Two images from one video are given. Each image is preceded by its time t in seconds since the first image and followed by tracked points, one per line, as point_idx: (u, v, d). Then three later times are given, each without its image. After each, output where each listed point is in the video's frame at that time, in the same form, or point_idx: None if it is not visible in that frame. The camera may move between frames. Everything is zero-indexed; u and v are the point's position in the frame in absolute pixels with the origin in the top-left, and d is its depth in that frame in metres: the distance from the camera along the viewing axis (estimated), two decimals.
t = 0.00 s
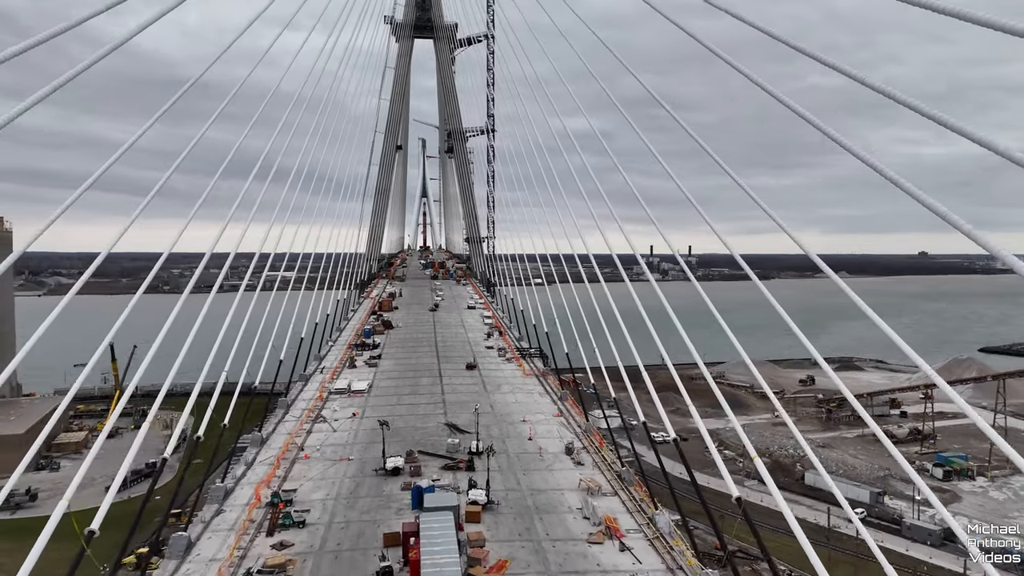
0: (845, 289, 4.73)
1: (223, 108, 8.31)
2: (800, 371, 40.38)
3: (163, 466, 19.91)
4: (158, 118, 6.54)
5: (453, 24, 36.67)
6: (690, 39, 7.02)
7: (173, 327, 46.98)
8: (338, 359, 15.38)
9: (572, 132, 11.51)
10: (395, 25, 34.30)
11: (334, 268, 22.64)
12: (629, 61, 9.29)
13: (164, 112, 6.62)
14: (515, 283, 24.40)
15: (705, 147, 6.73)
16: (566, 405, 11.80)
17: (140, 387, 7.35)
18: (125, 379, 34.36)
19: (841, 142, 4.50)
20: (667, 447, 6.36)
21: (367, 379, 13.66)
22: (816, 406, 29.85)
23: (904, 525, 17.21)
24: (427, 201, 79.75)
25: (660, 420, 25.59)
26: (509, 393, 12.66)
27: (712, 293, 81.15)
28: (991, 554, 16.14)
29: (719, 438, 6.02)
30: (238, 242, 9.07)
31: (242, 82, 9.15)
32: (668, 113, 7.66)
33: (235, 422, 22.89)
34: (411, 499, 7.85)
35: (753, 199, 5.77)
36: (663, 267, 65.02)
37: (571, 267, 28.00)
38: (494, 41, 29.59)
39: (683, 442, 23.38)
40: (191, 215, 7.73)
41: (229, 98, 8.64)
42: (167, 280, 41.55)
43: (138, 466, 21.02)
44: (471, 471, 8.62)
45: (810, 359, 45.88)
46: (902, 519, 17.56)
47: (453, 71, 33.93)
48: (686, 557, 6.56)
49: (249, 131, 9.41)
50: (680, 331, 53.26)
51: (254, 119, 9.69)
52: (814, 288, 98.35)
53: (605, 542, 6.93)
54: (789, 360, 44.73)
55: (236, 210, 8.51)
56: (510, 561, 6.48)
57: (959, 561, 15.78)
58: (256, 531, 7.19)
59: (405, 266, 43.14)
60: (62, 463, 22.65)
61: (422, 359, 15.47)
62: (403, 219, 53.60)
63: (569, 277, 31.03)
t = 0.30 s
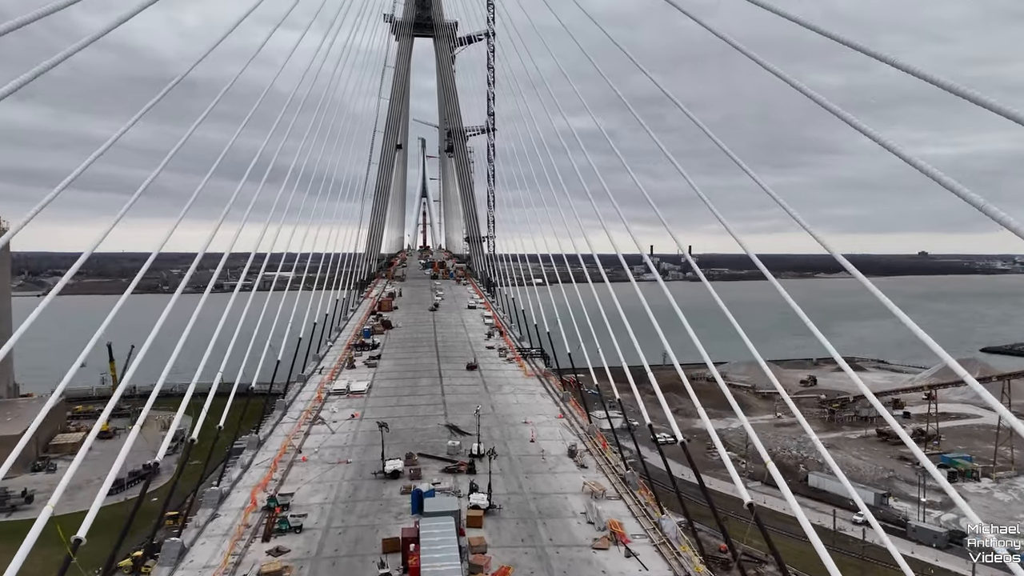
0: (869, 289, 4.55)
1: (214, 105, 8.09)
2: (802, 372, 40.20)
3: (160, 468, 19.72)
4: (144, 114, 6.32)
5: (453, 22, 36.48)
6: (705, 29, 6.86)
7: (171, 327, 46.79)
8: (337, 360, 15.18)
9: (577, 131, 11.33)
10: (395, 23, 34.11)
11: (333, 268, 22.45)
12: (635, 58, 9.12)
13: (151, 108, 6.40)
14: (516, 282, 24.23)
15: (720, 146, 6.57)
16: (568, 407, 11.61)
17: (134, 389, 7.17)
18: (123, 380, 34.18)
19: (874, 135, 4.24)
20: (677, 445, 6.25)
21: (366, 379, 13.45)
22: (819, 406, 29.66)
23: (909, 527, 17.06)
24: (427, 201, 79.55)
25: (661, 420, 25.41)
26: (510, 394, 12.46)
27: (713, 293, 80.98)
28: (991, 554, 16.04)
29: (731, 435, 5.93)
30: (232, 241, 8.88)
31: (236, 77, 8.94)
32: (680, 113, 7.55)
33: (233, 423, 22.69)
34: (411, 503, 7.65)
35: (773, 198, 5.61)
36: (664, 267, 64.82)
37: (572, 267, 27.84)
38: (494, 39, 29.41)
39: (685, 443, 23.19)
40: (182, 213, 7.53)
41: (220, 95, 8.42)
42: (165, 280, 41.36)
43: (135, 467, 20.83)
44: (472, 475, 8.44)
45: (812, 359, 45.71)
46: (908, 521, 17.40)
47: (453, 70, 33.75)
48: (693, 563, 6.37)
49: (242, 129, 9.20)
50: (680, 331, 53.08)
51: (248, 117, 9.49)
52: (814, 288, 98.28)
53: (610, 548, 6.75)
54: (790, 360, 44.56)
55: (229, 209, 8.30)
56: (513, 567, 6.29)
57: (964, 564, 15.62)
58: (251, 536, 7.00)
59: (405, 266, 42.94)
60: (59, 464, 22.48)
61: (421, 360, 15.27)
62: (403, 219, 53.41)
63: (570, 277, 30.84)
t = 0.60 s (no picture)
0: (907, 289, 4.50)
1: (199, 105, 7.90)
2: (803, 372, 39.99)
3: (157, 469, 19.52)
4: (122, 108, 6.10)
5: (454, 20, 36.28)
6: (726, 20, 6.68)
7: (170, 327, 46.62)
8: (336, 360, 14.98)
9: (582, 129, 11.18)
10: (395, 21, 33.94)
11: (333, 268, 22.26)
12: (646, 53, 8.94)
13: (130, 103, 6.18)
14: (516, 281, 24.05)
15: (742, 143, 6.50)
16: (571, 408, 11.41)
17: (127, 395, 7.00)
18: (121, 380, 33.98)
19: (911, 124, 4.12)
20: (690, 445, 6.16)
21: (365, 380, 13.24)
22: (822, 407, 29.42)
23: (916, 529, 16.89)
24: (427, 201, 79.35)
25: (663, 421, 25.21)
26: (512, 395, 12.25)
27: (712, 293, 80.82)
28: (991, 553, 16.16)
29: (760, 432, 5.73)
30: (225, 242, 8.69)
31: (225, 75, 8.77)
32: (700, 107, 7.41)
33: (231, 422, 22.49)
34: (411, 506, 7.45)
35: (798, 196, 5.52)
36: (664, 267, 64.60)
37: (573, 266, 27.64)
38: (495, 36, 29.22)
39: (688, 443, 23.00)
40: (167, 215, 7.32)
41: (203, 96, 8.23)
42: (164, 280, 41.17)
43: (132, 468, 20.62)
44: (474, 477, 8.24)
45: (814, 359, 45.52)
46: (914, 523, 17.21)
47: (453, 68, 33.56)
48: (702, 570, 6.16)
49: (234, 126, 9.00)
50: (681, 330, 52.89)
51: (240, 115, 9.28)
52: (815, 288, 98.19)
53: (616, 553, 6.53)
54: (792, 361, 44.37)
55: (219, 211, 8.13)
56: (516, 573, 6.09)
57: (972, 566, 15.40)
58: (246, 541, 6.79)
59: (405, 266, 42.76)
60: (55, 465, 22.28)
61: (421, 360, 15.07)
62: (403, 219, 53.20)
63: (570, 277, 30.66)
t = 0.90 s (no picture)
0: (950, 294, 4.01)
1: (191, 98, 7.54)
2: (805, 372, 39.78)
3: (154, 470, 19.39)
4: (103, 100, 5.75)
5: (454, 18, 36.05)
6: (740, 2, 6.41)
7: (169, 327, 46.45)
8: (334, 359, 14.77)
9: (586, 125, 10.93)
10: (395, 19, 33.72)
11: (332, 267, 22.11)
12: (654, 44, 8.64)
13: (112, 95, 5.82)
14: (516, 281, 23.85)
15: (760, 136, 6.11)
16: (573, 409, 11.19)
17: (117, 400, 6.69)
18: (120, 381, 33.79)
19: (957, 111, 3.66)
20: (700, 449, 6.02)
21: (364, 380, 13.02)
22: (824, 408, 29.18)
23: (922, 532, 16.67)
24: (427, 201, 79.19)
25: (665, 421, 25.02)
26: (513, 395, 12.03)
27: (712, 293, 80.68)
28: (991, 553, 16.01)
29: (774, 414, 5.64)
30: (217, 241, 8.35)
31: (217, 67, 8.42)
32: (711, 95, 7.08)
33: (230, 424, 22.27)
34: (409, 510, 7.24)
35: (824, 191, 5.04)
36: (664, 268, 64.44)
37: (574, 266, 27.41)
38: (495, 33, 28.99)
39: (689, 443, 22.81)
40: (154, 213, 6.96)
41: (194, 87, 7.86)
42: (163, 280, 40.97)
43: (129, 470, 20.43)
44: (475, 480, 8.02)
45: (815, 359, 45.34)
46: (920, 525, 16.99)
47: (454, 66, 33.32)
48: None
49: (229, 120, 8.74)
50: (682, 330, 52.72)
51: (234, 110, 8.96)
52: (814, 288, 98.12)
53: (621, 560, 6.33)
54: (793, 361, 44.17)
55: (209, 210, 7.77)
56: None
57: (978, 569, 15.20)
58: (239, 547, 6.58)
59: (405, 266, 42.56)
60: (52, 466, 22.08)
61: (421, 359, 14.86)
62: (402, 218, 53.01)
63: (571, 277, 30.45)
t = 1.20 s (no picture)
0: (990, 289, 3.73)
1: (173, 91, 7.12)
2: (807, 372, 39.58)
3: (152, 470, 19.23)
4: (76, 88, 5.38)
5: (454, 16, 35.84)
6: None
7: (168, 326, 46.28)
8: (331, 359, 14.56)
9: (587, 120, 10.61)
10: (395, 17, 33.51)
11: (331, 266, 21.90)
12: (660, 33, 8.27)
13: (79, 86, 5.39)
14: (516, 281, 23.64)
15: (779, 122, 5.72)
16: (575, 410, 10.96)
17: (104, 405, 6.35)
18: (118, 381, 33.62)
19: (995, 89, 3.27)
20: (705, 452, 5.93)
21: (362, 380, 12.80)
22: (827, 408, 28.97)
23: (927, 534, 16.44)
24: (427, 201, 79.00)
25: (666, 421, 24.83)
26: (513, 396, 11.81)
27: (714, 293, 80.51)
28: (991, 553, 15.84)
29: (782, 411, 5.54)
30: (205, 241, 7.95)
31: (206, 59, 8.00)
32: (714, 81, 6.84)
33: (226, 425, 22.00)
34: (406, 515, 7.02)
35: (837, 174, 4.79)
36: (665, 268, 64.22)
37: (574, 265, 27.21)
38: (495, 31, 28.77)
39: (691, 444, 22.61)
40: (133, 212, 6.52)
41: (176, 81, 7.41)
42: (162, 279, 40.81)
43: (126, 470, 20.25)
44: (475, 483, 7.80)
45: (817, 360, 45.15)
46: (925, 527, 16.77)
47: (453, 64, 33.11)
48: None
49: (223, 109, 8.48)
50: (683, 331, 52.51)
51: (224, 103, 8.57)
52: (814, 288, 97.91)
53: (626, 567, 6.10)
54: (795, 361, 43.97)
55: (198, 208, 7.31)
56: None
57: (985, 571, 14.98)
58: (230, 553, 6.35)
59: (404, 265, 42.32)
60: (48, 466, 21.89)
61: (419, 359, 14.65)
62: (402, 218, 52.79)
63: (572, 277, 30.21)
